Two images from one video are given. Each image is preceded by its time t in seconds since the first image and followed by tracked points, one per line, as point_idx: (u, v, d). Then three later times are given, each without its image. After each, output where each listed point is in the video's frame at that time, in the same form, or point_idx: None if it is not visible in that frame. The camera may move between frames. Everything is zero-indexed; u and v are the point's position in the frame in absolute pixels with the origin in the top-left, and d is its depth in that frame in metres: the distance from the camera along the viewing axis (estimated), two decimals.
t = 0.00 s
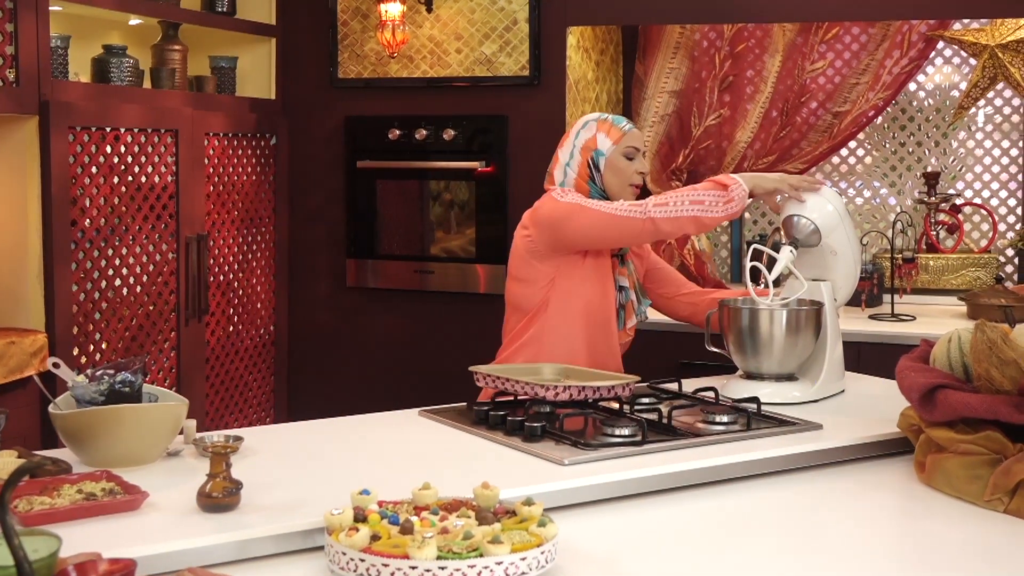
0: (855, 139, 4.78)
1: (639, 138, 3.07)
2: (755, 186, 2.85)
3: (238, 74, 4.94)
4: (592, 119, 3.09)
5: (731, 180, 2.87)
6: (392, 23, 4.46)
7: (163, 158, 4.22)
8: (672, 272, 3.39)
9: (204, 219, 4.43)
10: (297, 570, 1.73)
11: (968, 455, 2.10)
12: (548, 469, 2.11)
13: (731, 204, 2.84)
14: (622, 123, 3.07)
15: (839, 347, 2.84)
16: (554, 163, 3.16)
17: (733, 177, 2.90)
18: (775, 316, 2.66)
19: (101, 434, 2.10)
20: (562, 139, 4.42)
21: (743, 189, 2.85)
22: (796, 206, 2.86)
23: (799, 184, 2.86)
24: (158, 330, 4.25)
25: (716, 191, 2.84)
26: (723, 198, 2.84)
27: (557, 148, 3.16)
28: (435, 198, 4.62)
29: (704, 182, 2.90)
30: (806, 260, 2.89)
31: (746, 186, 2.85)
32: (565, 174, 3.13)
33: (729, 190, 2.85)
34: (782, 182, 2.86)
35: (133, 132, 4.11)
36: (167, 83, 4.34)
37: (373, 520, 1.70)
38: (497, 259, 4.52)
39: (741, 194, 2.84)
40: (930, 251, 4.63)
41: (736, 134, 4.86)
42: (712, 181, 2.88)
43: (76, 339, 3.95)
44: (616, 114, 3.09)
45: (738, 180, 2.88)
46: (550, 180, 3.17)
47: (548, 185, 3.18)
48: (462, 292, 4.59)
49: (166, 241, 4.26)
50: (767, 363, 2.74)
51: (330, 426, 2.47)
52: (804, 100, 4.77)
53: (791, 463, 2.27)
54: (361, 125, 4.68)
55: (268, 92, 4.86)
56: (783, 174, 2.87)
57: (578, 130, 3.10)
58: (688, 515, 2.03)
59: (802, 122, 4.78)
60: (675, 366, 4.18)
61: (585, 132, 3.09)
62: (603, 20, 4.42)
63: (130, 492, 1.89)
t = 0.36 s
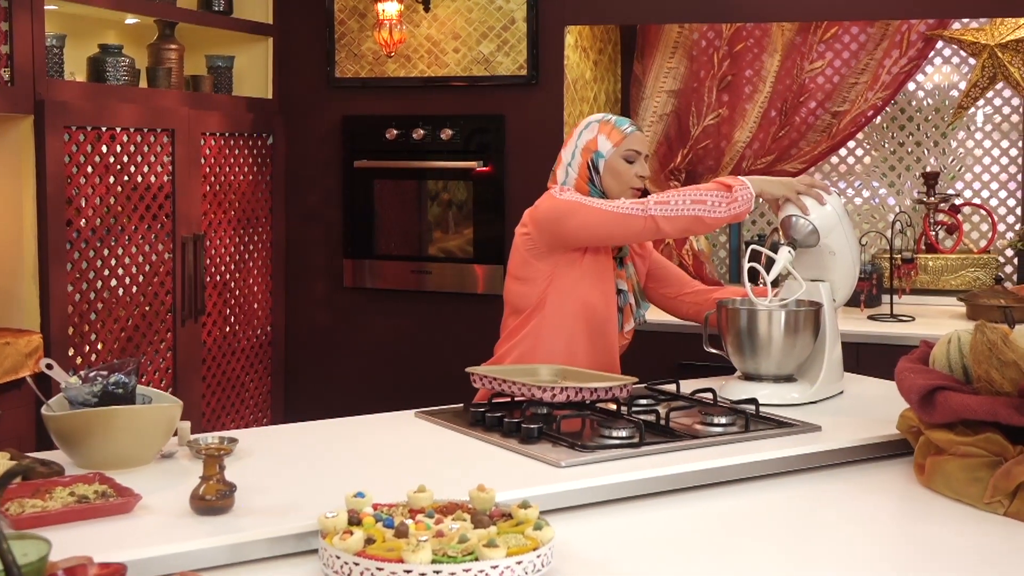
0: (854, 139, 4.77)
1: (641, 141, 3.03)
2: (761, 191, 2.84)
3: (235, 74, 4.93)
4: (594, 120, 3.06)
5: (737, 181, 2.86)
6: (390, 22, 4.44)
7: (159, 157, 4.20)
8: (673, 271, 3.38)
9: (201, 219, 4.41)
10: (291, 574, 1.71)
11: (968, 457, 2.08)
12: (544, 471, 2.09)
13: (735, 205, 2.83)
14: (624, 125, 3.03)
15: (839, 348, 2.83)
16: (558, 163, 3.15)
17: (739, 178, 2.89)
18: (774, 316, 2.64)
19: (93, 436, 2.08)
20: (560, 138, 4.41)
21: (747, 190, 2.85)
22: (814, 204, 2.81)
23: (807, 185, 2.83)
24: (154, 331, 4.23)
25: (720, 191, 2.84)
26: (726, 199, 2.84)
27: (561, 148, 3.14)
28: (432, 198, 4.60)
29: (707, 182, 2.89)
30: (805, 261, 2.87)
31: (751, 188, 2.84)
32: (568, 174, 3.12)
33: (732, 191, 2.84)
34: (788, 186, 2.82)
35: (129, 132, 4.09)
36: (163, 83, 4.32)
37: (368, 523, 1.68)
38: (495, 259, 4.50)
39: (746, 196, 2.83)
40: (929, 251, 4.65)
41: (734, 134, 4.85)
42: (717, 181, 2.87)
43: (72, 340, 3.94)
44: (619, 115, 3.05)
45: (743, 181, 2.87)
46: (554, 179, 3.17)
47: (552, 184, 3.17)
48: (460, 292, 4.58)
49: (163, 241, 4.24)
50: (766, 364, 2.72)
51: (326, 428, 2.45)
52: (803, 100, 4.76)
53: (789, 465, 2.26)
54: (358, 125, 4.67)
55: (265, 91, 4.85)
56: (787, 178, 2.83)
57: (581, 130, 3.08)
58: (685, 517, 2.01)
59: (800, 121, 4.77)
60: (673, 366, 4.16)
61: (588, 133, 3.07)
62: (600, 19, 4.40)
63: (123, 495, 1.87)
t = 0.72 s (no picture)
0: (851, 139, 4.76)
1: (637, 143, 2.99)
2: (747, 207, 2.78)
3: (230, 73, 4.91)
4: (592, 120, 3.03)
5: (720, 198, 2.80)
6: (385, 21, 4.42)
7: (153, 156, 4.18)
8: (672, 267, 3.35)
9: (195, 219, 4.39)
10: None
11: (966, 458, 2.07)
12: (538, 473, 2.07)
13: (718, 223, 2.77)
14: (621, 126, 3.00)
15: (835, 349, 2.81)
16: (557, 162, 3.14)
17: (724, 193, 2.82)
18: (770, 317, 2.63)
19: (84, 438, 2.06)
20: (555, 137, 4.39)
21: (731, 207, 2.79)
22: (802, 212, 2.75)
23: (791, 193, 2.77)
24: (148, 332, 4.21)
25: (703, 208, 2.78)
26: (710, 217, 2.77)
27: (560, 147, 3.13)
28: (428, 197, 4.58)
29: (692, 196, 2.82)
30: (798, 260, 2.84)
31: (734, 206, 2.78)
32: (564, 173, 3.11)
33: (716, 209, 2.78)
34: (773, 198, 2.76)
35: (123, 131, 4.07)
36: (157, 82, 4.30)
37: (360, 526, 1.66)
38: (491, 259, 4.48)
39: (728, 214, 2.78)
40: (925, 251, 4.64)
41: (731, 133, 4.83)
42: (701, 197, 2.80)
43: (64, 340, 3.92)
44: (617, 115, 3.02)
45: (727, 198, 2.80)
46: (552, 179, 3.15)
47: (551, 183, 3.16)
48: (456, 292, 4.56)
49: (157, 241, 4.22)
50: (762, 365, 2.71)
51: (319, 429, 2.43)
52: (800, 99, 4.74)
53: (786, 466, 2.24)
54: (353, 125, 4.65)
55: (260, 90, 4.83)
56: (771, 189, 2.76)
57: (579, 130, 3.07)
58: (681, 520, 2.00)
59: (797, 121, 4.75)
60: (669, 366, 4.15)
61: (584, 132, 3.05)
62: (596, 18, 4.39)
63: (113, 498, 1.85)
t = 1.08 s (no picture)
0: (848, 139, 4.75)
1: (630, 144, 2.97)
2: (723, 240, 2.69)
3: (224, 73, 4.89)
4: (585, 120, 3.01)
5: (696, 234, 2.73)
6: (380, 20, 4.41)
7: (147, 156, 4.16)
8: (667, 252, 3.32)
9: (189, 219, 4.37)
10: None
11: (964, 460, 2.05)
12: (533, 475, 2.05)
13: (692, 261, 2.72)
14: (614, 126, 2.98)
15: (833, 349, 2.79)
16: (548, 162, 3.12)
17: (700, 227, 2.74)
18: (767, 316, 2.61)
19: (74, 440, 2.04)
20: (552, 137, 4.37)
21: (707, 245, 2.72)
22: (781, 237, 2.66)
23: (766, 217, 2.67)
24: (142, 332, 4.19)
25: (678, 244, 2.72)
26: (685, 255, 2.71)
27: (552, 146, 3.11)
28: (425, 197, 4.56)
29: (669, 229, 2.75)
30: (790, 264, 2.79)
31: (710, 243, 2.72)
32: (557, 173, 3.09)
33: (691, 245, 2.72)
34: (748, 226, 2.66)
35: (116, 130, 4.05)
36: (151, 82, 4.28)
37: (352, 530, 1.64)
38: (488, 259, 4.46)
39: (706, 250, 2.71)
40: (923, 251, 4.62)
41: (728, 133, 4.82)
42: (677, 232, 2.73)
43: (58, 341, 3.90)
44: (610, 116, 3.00)
45: (703, 235, 2.73)
46: (544, 178, 3.13)
47: (544, 182, 3.14)
48: (452, 292, 4.54)
49: (151, 241, 4.20)
50: (760, 366, 2.69)
51: (313, 430, 2.41)
52: (797, 99, 4.72)
53: (782, 468, 2.22)
54: (349, 124, 4.63)
55: (255, 89, 4.81)
56: (745, 217, 2.67)
57: (572, 130, 3.04)
58: (676, 522, 1.98)
59: (794, 121, 4.73)
60: (666, 367, 4.13)
61: (577, 133, 3.02)
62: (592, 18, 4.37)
63: (103, 500, 1.83)
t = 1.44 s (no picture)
0: (845, 138, 4.74)
1: (627, 145, 2.95)
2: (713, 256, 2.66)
3: (219, 72, 4.87)
4: (580, 120, 2.98)
5: (687, 253, 2.68)
6: (375, 19, 4.40)
7: (140, 156, 4.14)
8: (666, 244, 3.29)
9: (183, 219, 4.35)
10: None
11: (961, 462, 2.04)
12: (527, 477, 2.03)
13: (683, 280, 2.67)
14: (610, 127, 2.96)
15: (829, 350, 2.78)
16: (543, 162, 3.09)
17: (692, 247, 2.69)
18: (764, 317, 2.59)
19: (64, 442, 2.02)
20: (548, 136, 4.35)
21: (699, 266, 2.68)
22: (772, 250, 2.62)
23: (756, 231, 2.63)
24: (135, 333, 4.17)
25: (669, 264, 2.67)
26: (676, 277, 2.67)
27: (547, 146, 3.09)
28: (421, 197, 4.54)
29: (662, 247, 2.70)
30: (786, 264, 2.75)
31: (701, 264, 2.68)
32: (552, 174, 3.07)
33: (682, 265, 2.67)
34: (738, 240, 2.62)
35: (110, 129, 4.03)
36: (145, 80, 4.25)
37: (343, 533, 1.63)
38: (484, 259, 4.44)
39: (698, 270, 2.68)
40: (920, 251, 4.61)
41: (725, 132, 4.80)
42: (669, 252, 2.68)
43: (51, 342, 3.87)
44: (606, 116, 2.97)
45: (695, 256, 2.68)
46: (539, 179, 3.11)
47: (539, 182, 3.12)
48: (448, 292, 4.52)
49: (144, 241, 4.18)
50: (756, 366, 2.67)
51: (305, 432, 2.39)
52: (794, 98, 4.70)
53: (778, 470, 2.20)
54: (344, 124, 4.61)
55: (250, 88, 4.79)
56: (734, 232, 2.63)
57: (567, 130, 3.02)
58: (672, 525, 1.96)
59: (791, 120, 4.71)
60: (663, 367, 4.11)
61: (573, 133, 3.00)
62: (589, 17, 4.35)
63: (92, 502, 1.81)
